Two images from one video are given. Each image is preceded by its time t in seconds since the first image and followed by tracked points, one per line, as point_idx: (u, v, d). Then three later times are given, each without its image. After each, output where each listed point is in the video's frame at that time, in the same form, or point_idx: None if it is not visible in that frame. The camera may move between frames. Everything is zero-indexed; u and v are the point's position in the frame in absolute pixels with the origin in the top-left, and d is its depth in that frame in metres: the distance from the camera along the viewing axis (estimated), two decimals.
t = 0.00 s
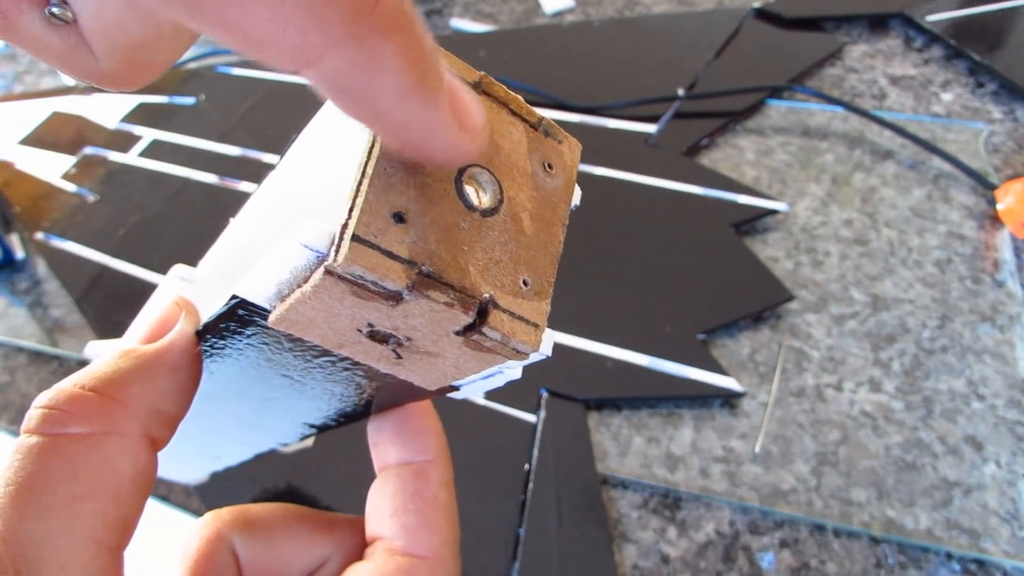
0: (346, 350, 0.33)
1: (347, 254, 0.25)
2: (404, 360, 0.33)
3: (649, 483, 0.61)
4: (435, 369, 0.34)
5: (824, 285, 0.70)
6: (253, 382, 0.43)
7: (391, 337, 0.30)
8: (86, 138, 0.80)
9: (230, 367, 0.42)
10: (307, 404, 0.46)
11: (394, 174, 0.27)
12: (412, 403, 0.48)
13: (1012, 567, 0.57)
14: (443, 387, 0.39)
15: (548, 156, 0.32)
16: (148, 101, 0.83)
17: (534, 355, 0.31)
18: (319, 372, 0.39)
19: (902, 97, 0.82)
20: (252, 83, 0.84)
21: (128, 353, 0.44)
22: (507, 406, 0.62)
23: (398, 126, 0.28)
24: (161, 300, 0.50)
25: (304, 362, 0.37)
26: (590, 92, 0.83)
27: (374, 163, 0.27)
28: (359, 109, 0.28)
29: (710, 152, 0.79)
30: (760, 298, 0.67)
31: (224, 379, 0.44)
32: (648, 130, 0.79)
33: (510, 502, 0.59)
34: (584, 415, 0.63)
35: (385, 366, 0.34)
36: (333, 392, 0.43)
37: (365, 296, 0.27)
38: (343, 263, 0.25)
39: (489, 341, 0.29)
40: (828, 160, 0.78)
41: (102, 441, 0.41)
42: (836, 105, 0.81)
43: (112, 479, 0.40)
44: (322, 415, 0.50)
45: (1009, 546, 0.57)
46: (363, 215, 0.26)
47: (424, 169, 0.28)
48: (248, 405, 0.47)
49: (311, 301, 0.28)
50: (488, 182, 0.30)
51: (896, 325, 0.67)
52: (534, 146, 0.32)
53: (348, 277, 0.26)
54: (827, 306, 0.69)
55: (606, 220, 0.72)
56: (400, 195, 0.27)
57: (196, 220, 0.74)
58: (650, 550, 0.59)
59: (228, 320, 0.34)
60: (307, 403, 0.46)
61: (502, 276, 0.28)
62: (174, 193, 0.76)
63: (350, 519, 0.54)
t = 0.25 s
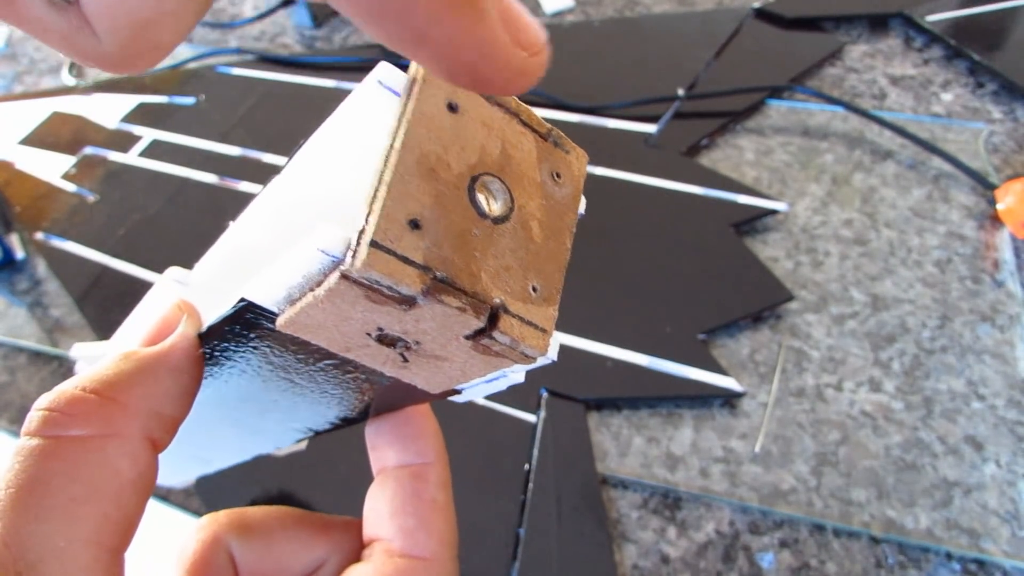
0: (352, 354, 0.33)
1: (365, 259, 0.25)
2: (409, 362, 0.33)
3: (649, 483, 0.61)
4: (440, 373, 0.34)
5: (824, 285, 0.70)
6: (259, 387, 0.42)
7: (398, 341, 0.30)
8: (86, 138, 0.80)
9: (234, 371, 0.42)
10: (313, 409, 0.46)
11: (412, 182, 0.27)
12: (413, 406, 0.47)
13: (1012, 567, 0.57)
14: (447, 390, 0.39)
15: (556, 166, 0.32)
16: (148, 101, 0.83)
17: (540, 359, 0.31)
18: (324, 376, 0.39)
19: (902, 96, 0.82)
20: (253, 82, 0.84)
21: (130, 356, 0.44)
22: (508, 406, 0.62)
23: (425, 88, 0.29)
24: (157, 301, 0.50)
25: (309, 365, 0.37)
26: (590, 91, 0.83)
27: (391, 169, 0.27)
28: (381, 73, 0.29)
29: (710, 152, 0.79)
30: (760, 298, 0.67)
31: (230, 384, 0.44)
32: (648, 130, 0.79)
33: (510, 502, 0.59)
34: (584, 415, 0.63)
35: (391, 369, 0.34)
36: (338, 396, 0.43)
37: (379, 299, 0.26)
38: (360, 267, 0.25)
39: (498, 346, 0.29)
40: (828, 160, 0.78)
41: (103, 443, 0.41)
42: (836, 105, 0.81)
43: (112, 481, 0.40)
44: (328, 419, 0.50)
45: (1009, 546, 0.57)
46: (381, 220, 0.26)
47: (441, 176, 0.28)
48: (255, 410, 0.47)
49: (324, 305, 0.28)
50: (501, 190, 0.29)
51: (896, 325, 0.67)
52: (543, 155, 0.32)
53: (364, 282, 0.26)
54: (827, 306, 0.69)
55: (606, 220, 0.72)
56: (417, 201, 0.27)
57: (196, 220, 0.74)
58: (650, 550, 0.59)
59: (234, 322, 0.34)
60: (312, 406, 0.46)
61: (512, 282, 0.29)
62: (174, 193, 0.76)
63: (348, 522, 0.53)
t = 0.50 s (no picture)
0: (346, 351, 0.33)
1: (354, 253, 0.25)
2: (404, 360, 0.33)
3: (649, 483, 0.61)
4: (435, 369, 0.34)
5: (824, 285, 0.70)
6: (253, 386, 0.42)
7: (393, 338, 0.30)
8: (86, 138, 0.80)
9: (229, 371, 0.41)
10: (307, 408, 0.46)
11: (400, 176, 0.27)
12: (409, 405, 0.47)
13: (1011, 567, 0.57)
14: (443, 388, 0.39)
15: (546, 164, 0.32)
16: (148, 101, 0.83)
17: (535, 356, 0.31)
18: (319, 376, 0.38)
19: (902, 97, 0.82)
20: (252, 82, 0.84)
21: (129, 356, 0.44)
22: (508, 406, 0.62)
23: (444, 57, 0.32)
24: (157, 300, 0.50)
25: (304, 365, 0.37)
26: (590, 91, 0.83)
27: (380, 166, 0.27)
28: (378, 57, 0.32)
29: (709, 152, 0.79)
30: (760, 298, 0.67)
31: (225, 386, 0.44)
32: (648, 130, 0.79)
33: (510, 502, 0.59)
34: (584, 415, 0.63)
35: (385, 366, 0.34)
36: (332, 397, 0.43)
37: (369, 295, 0.26)
38: (350, 262, 0.25)
39: (489, 340, 0.29)
40: (828, 160, 0.78)
41: (102, 443, 0.41)
42: (836, 105, 0.81)
43: (111, 481, 0.40)
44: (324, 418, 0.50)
45: (1009, 546, 0.57)
46: (371, 215, 0.26)
47: (429, 171, 0.28)
48: (249, 410, 0.47)
49: (316, 302, 0.28)
50: (490, 185, 0.30)
51: (896, 325, 0.67)
52: (533, 152, 0.32)
53: (354, 277, 0.26)
54: (827, 306, 0.69)
55: (606, 220, 0.72)
56: (406, 195, 0.27)
57: (196, 220, 0.74)
58: (650, 550, 0.59)
59: (229, 321, 0.34)
60: (310, 407, 0.46)
61: (502, 275, 0.28)
62: (174, 193, 0.76)
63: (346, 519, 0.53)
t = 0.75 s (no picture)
0: (348, 353, 0.33)
1: (359, 256, 0.25)
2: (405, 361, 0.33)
3: (649, 483, 0.61)
4: (437, 371, 0.34)
5: (824, 285, 0.70)
6: (254, 388, 0.42)
7: (394, 339, 0.30)
8: (86, 138, 0.80)
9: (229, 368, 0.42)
10: (308, 410, 0.46)
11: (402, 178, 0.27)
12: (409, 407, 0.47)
13: (1011, 567, 0.57)
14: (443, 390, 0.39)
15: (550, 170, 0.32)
16: (148, 101, 0.83)
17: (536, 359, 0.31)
18: (319, 377, 0.38)
19: (902, 97, 0.82)
20: (253, 82, 0.84)
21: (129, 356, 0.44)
22: (508, 406, 0.62)
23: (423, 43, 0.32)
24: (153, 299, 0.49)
25: (305, 366, 0.37)
26: (590, 91, 0.83)
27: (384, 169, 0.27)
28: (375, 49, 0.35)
29: (709, 152, 0.79)
30: (760, 298, 0.67)
31: (226, 388, 0.44)
32: (648, 130, 0.79)
33: (509, 502, 0.59)
34: (584, 415, 0.63)
35: (387, 368, 0.34)
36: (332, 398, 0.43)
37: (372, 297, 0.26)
38: (355, 265, 0.25)
39: (493, 343, 0.29)
40: (828, 160, 0.78)
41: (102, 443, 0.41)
42: (836, 105, 0.81)
43: (110, 481, 0.40)
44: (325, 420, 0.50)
45: (1009, 546, 0.57)
46: (375, 217, 0.26)
47: (433, 175, 0.28)
48: (249, 412, 0.47)
49: (319, 304, 0.28)
50: (492, 189, 0.29)
51: (896, 325, 0.67)
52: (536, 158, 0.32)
53: (359, 280, 0.26)
54: (827, 306, 0.69)
55: (606, 219, 0.72)
56: (411, 199, 0.27)
57: (196, 220, 0.74)
58: (650, 550, 0.59)
59: (231, 321, 0.34)
60: (310, 409, 0.46)
61: (506, 279, 0.29)
62: (173, 193, 0.76)
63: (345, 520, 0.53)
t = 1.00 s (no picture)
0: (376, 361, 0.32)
1: (428, 278, 0.21)
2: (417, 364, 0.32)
3: (649, 483, 0.61)
4: (465, 379, 0.33)
5: (824, 285, 0.70)
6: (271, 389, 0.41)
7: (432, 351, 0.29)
8: (86, 138, 0.80)
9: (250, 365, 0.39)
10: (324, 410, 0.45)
11: (455, 199, 0.23)
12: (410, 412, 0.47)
13: (1012, 567, 0.56)
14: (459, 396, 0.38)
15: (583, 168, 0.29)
16: (148, 101, 0.84)
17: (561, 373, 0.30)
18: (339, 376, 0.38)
19: (901, 97, 0.82)
20: (253, 82, 0.85)
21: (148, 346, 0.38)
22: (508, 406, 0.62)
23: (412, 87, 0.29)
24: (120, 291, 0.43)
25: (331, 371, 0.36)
26: (590, 91, 0.83)
27: (441, 186, 0.23)
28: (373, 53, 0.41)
29: (709, 152, 0.79)
30: (760, 298, 0.67)
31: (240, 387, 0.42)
32: (648, 130, 0.79)
33: (509, 502, 0.59)
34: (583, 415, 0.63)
35: (413, 373, 0.33)
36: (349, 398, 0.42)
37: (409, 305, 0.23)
38: (420, 286, 0.21)
39: (539, 363, 0.26)
40: (828, 160, 0.78)
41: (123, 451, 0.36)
42: (836, 105, 0.81)
43: (131, 484, 0.37)
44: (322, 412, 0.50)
45: (1009, 546, 0.57)
46: (435, 235, 0.22)
47: (486, 190, 0.24)
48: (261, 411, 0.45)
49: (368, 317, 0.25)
50: (535, 203, 0.26)
51: (896, 325, 0.67)
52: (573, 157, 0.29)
53: (420, 300, 0.22)
54: (827, 306, 0.69)
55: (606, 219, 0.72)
56: (466, 216, 0.23)
57: (195, 219, 0.74)
58: (650, 550, 0.59)
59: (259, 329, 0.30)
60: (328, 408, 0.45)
61: (556, 301, 0.25)
62: (173, 192, 0.76)
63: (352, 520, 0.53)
